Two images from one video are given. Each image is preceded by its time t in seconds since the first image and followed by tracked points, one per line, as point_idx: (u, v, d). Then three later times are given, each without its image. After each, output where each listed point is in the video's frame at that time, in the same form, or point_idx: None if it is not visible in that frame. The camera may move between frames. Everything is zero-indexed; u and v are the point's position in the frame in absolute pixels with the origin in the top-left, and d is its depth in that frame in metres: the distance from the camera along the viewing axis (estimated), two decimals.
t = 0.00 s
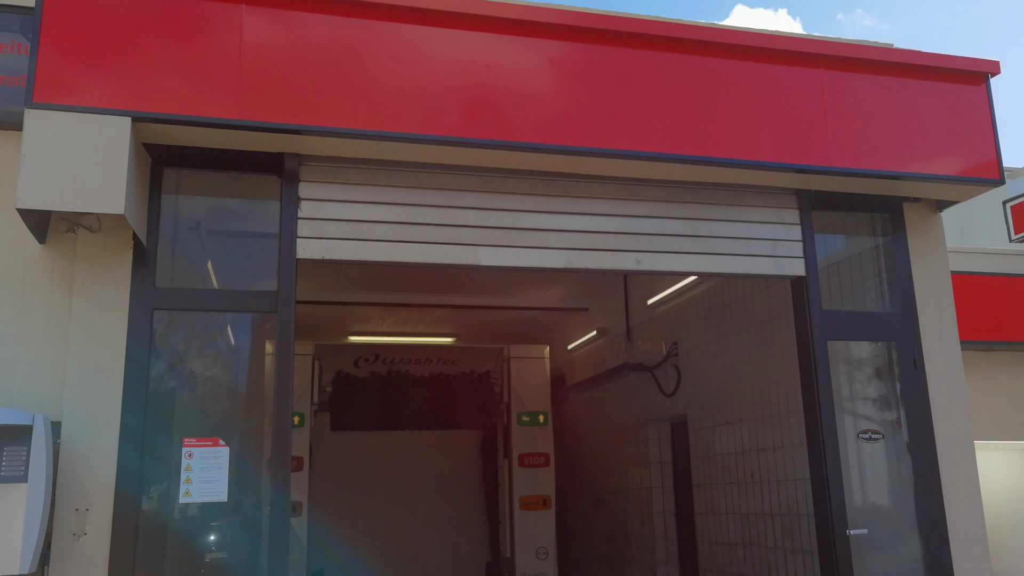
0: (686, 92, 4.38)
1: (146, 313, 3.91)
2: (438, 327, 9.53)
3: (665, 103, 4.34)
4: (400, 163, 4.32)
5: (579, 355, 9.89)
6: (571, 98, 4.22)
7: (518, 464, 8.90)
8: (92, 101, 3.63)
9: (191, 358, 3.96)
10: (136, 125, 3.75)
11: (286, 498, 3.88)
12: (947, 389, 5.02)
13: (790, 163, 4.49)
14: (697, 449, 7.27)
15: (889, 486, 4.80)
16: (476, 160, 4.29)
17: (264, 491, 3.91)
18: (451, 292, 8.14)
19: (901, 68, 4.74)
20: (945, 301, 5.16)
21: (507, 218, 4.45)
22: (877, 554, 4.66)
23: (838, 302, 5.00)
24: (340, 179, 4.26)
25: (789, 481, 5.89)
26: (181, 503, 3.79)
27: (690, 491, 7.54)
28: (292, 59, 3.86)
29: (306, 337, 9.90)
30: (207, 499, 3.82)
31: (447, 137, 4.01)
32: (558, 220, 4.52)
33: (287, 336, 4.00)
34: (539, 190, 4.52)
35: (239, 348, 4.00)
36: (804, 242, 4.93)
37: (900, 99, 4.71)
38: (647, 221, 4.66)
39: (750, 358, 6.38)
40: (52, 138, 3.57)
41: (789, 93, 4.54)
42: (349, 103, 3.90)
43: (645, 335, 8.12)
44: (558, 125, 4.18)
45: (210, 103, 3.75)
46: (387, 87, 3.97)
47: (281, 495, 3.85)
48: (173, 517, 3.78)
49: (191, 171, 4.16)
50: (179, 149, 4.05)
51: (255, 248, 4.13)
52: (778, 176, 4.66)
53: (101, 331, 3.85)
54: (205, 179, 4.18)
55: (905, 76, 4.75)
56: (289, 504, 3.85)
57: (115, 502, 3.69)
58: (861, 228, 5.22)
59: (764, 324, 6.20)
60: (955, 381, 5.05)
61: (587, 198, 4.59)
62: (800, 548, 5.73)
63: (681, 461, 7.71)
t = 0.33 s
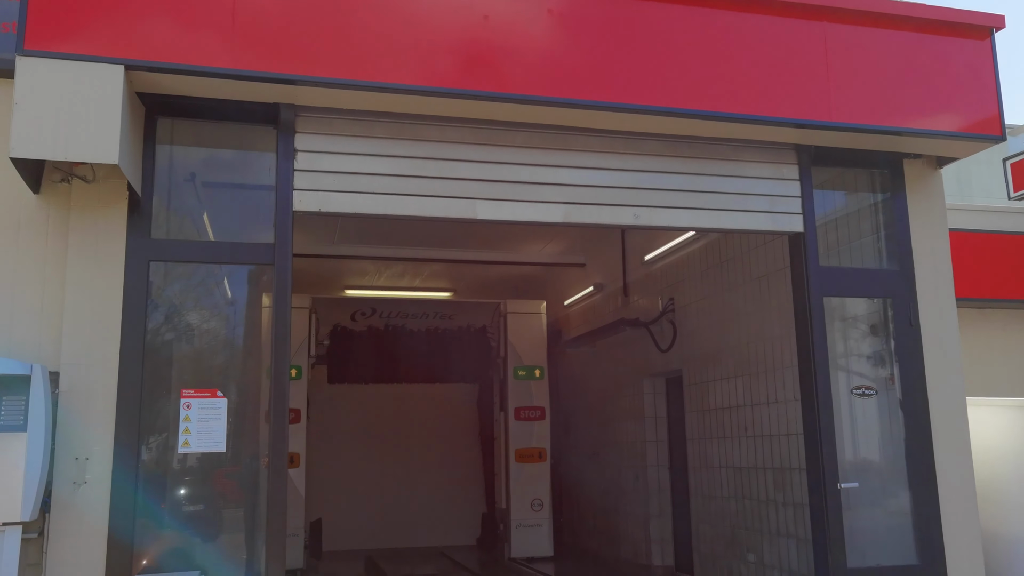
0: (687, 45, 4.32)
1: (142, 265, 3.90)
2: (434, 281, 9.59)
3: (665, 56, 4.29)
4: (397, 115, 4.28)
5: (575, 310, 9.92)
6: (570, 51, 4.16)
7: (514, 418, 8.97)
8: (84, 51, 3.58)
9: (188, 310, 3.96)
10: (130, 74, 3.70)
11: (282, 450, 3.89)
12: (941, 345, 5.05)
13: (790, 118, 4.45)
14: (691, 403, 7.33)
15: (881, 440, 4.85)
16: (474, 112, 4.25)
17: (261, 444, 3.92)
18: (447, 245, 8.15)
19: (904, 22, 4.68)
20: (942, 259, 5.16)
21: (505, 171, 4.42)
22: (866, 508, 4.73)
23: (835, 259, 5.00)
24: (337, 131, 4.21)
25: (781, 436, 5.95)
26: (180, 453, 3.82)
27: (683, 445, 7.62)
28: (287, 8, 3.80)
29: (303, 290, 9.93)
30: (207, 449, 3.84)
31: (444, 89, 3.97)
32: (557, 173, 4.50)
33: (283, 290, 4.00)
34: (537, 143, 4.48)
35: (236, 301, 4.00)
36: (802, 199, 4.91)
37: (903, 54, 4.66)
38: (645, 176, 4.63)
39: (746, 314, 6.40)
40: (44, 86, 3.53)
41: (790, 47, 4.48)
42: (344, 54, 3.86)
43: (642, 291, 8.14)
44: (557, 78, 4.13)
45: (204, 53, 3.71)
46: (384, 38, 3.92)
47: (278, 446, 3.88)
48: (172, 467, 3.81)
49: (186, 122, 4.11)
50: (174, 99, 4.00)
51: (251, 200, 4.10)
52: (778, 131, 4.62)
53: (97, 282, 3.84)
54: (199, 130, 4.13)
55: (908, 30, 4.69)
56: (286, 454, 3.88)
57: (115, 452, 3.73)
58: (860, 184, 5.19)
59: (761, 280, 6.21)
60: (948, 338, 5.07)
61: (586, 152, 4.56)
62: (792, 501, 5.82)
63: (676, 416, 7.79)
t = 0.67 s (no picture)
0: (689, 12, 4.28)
1: (140, 232, 3.88)
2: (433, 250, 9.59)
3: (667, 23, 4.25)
4: (396, 82, 4.24)
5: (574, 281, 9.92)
6: (571, 18, 4.12)
7: (512, 387, 9.01)
8: (79, 15, 3.55)
9: (186, 278, 3.95)
10: (126, 39, 3.66)
11: (282, 416, 3.92)
12: (938, 317, 5.06)
13: (792, 88, 4.42)
14: (689, 374, 7.35)
15: (877, 411, 4.87)
16: (474, 80, 4.21)
17: (260, 411, 3.93)
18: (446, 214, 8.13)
19: None
20: (942, 230, 5.16)
21: (505, 140, 4.39)
22: (861, 478, 4.76)
23: (835, 230, 4.99)
24: (336, 98, 4.18)
25: (779, 406, 5.98)
26: (179, 420, 3.83)
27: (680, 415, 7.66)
28: None
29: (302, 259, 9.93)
30: (206, 416, 3.86)
31: (444, 56, 3.93)
32: (557, 142, 4.47)
33: (282, 258, 3.99)
34: (538, 111, 4.45)
35: (234, 269, 4.00)
36: (803, 169, 4.88)
37: (906, 23, 4.62)
38: (646, 145, 4.60)
39: (745, 285, 6.40)
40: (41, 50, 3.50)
41: (793, 16, 4.44)
42: (343, 20, 3.82)
43: (642, 261, 8.13)
44: (557, 45, 4.09)
45: (201, 18, 3.67)
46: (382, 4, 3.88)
47: (276, 414, 3.89)
48: (172, 434, 3.82)
49: (182, 87, 4.06)
50: (171, 64, 3.96)
51: (249, 168, 4.08)
52: (779, 101, 4.60)
53: (94, 249, 3.84)
54: (197, 96, 4.08)
55: None
56: (285, 421, 3.90)
57: (115, 418, 3.75)
58: (862, 155, 5.16)
59: (760, 251, 6.21)
60: (947, 310, 5.08)
61: (586, 121, 4.53)
62: (788, 470, 5.86)
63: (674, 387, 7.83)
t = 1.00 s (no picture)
0: None
1: (139, 199, 3.87)
2: (433, 220, 9.57)
3: None
4: (395, 49, 4.20)
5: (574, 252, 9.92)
6: None
7: (511, 357, 9.04)
8: None
9: (185, 246, 3.94)
10: (122, 4, 3.62)
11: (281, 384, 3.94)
12: (936, 288, 5.07)
13: (794, 57, 4.38)
14: (687, 344, 7.37)
15: (874, 382, 4.89)
16: (473, 47, 4.17)
17: (260, 379, 3.94)
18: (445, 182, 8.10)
19: None
20: (942, 202, 5.15)
21: (504, 109, 4.36)
22: (856, 448, 4.79)
23: (836, 201, 4.97)
24: (334, 65, 4.14)
25: (776, 376, 6.01)
26: (179, 387, 3.85)
27: (678, 384, 7.70)
28: None
29: (301, 228, 9.90)
30: (206, 384, 3.87)
31: (443, 23, 3.89)
32: (556, 111, 4.44)
33: (282, 227, 3.99)
34: (538, 80, 4.41)
35: (233, 238, 3.99)
36: (804, 139, 4.85)
37: None
38: (647, 115, 4.57)
39: (744, 255, 6.40)
40: (37, 16, 3.48)
41: None
42: None
43: (641, 231, 8.11)
44: (558, 12, 4.05)
45: None
46: None
47: (276, 382, 3.91)
48: (172, 402, 3.84)
49: (179, 53, 4.02)
50: (168, 30, 3.92)
51: (247, 136, 4.05)
52: (781, 70, 4.55)
53: (93, 216, 3.83)
54: (194, 62, 4.03)
55: None
56: (285, 389, 3.92)
57: (116, 385, 3.76)
58: (864, 125, 5.13)
59: (760, 222, 6.20)
60: (945, 281, 5.09)
61: (586, 90, 4.49)
62: (784, 440, 5.91)
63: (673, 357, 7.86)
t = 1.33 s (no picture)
0: None
1: (137, 163, 3.84)
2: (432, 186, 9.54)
3: None
4: (395, 13, 4.14)
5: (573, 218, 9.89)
6: None
7: (511, 324, 9.06)
8: None
9: (184, 211, 3.93)
10: None
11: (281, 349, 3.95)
12: (937, 257, 5.06)
13: (798, 22, 4.33)
14: (686, 312, 7.39)
15: (871, 350, 4.91)
16: (474, 10, 4.12)
17: (261, 344, 3.96)
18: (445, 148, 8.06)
19: None
20: (945, 170, 5.13)
21: (505, 74, 4.32)
22: (852, 416, 4.83)
23: (837, 169, 4.95)
24: (333, 29, 4.09)
25: (775, 344, 6.03)
26: (180, 352, 3.86)
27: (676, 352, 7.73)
28: None
29: (300, 193, 9.87)
30: (206, 349, 3.89)
31: None
32: (557, 76, 4.40)
33: (281, 192, 3.97)
34: (539, 44, 4.36)
35: (233, 204, 3.98)
36: (807, 106, 4.81)
37: None
38: (648, 81, 4.53)
39: (745, 223, 6.38)
40: None
41: None
42: None
43: (642, 199, 8.08)
44: None
45: None
46: None
47: (275, 347, 3.91)
48: (173, 366, 3.85)
49: (176, 15, 3.96)
50: None
51: (246, 100, 4.02)
52: (784, 35, 4.51)
53: (92, 180, 3.82)
54: (191, 25, 3.99)
55: None
56: (284, 354, 3.92)
57: (116, 349, 3.77)
58: (867, 92, 5.09)
59: (761, 189, 6.18)
60: (946, 250, 5.09)
61: (588, 55, 4.45)
62: (781, 407, 5.94)
63: (672, 324, 7.88)
